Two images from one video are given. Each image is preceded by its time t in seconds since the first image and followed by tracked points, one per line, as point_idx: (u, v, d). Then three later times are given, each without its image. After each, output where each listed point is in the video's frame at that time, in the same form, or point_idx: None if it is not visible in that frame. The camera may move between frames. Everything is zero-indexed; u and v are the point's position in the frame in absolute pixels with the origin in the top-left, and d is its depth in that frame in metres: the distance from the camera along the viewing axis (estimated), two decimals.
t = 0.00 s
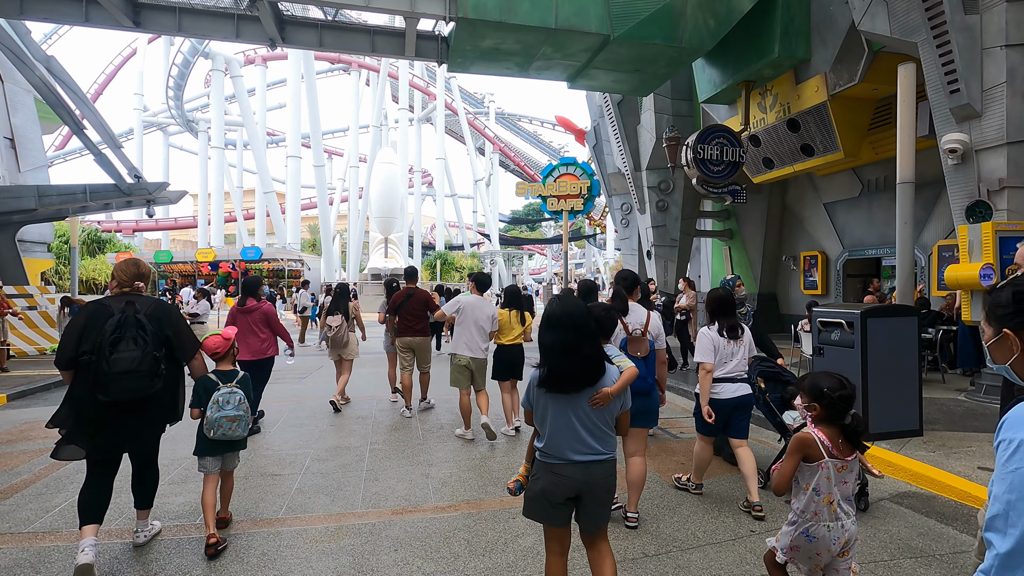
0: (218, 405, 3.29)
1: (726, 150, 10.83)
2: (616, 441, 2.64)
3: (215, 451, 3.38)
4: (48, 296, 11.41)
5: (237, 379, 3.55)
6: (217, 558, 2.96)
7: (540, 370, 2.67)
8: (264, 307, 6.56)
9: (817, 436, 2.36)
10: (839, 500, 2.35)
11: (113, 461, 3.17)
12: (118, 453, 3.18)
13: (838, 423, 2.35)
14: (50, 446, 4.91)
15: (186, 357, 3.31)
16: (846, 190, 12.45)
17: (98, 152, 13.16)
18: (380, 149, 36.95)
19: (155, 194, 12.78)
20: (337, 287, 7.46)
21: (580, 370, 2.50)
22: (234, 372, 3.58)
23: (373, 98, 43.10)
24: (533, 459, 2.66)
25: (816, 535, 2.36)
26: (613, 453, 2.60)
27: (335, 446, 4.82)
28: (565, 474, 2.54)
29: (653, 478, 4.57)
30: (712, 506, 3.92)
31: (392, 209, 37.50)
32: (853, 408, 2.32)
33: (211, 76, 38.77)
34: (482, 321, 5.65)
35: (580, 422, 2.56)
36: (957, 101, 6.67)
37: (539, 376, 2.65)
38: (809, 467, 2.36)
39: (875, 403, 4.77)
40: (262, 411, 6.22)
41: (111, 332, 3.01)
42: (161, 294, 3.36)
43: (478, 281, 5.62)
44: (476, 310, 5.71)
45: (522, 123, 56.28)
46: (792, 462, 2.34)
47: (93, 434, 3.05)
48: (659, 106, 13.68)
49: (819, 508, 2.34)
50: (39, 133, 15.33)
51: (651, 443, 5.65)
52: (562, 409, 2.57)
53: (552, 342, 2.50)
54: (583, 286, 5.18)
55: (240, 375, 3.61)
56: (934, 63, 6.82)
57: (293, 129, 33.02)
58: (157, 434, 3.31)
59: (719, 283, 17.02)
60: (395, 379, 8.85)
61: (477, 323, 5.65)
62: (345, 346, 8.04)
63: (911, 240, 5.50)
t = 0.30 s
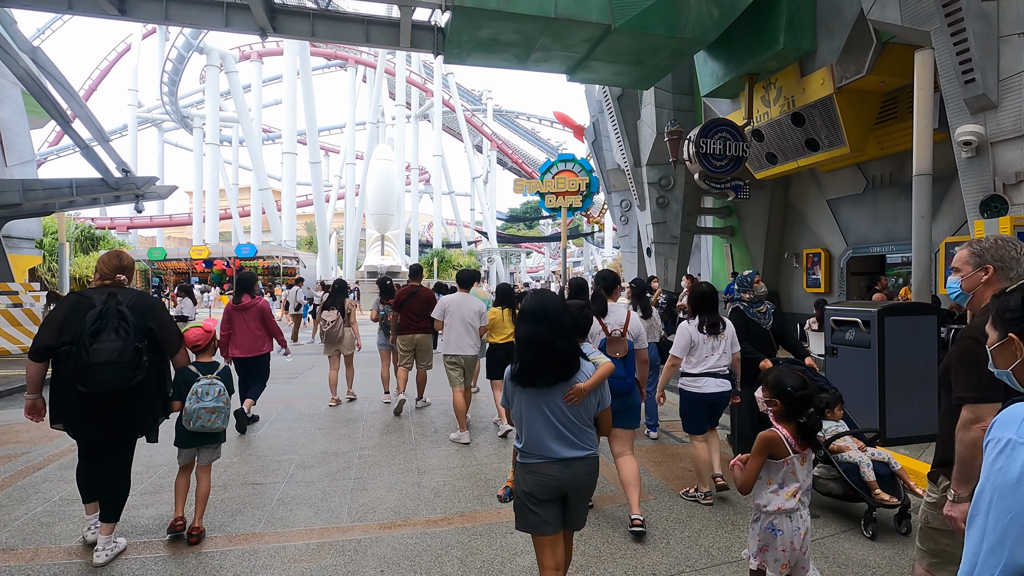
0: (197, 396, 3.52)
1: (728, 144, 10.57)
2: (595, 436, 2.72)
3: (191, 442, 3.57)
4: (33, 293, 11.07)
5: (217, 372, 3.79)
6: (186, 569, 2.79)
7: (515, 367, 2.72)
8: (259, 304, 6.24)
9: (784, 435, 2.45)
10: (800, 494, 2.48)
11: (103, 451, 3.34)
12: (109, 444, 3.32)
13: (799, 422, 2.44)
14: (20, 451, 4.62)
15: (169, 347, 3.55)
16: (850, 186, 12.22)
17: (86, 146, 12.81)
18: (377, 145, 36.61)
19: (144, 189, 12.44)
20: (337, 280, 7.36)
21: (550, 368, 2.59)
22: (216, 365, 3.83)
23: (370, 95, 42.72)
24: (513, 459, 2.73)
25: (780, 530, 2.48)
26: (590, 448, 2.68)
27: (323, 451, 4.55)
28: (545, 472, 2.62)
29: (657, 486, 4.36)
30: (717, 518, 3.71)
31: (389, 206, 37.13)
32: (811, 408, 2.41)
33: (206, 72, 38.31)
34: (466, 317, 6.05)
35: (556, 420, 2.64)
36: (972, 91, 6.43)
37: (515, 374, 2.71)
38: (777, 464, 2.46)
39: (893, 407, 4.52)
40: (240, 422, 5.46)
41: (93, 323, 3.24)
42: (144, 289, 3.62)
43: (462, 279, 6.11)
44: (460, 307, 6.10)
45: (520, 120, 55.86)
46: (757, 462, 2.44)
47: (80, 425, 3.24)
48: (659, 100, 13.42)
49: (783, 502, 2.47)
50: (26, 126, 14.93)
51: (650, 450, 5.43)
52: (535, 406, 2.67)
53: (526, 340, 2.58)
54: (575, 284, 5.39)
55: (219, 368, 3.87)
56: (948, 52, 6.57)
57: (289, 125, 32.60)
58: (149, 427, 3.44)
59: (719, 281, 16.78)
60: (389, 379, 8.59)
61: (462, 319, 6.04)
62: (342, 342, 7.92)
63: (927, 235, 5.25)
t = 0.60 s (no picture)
0: (184, 405, 3.23)
1: (736, 140, 10.30)
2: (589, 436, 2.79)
3: (182, 451, 3.30)
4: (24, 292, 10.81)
5: (204, 378, 3.56)
6: None
7: (509, 370, 2.77)
8: (262, 304, 6.10)
9: (741, 438, 2.67)
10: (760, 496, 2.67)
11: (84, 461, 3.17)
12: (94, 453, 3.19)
13: (755, 424, 2.69)
14: None
15: (149, 352, 3.33)
16: (860, 184, 11.94)
17: (78, 143, 12.56)
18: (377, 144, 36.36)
19: (138, 186, 12.16)
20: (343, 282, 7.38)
21: (546, 370, 2.64)
22: (203, 372, 3.58)
23: (370, 93, 42.41)
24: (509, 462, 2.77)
25: (746, 531, 2.65)
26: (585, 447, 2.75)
27: (314, 461, 4.27)
28: (542, 474, 2.66)
29: (669, 504, 4.08)
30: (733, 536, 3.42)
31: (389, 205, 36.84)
32: (765, 409, 2.67)
33: (205, 70, 38.02)
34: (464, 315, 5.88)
35: (552, 421, 2.68)
36: (996, 83, 6.14)
37: (510, 377, 2.76)
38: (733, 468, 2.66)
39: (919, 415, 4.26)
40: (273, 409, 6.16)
41: (67, 331, 3.04)
42: (122, 292, 3.40)
43: (461, 276, 5.96)
44: (459, 307, 5.93)
45: (521, 119, 55.56)
46: (716, 462, 2.63)
47: (60, 434, 3.10)
48: (664, 96, 13.16)
49: (744, 504, 2.66)
50: (19, 123, 14.58)
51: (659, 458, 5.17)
52: (531, 408, 2.71)
53: (523, 343, 2.62)
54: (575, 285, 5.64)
55: (206, 373, 3.63)
56: (971, 42, 6.28)
57: (288, 124, 32.29)
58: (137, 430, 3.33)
59: (724, 280, 16.52)
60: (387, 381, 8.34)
61: (459, 318, 5.87)
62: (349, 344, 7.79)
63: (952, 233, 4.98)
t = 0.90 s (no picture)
0: (185, 403, 3.24)
1: (752, 135, 9.97)
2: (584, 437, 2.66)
3: (185, 449, 3.32)
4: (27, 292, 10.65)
5: (212, 377, 3.44)
6: None
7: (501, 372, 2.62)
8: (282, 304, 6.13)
9: (705, 429, 2.59)
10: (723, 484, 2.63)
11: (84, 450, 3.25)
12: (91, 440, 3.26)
13: (716, 415, 2.60)
14: None
15: (143, 345, 3.37)
16: (879, 180, 11.57)
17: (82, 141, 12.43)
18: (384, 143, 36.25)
19: (142, 184, 11.99)
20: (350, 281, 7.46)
21: (539, 371, 2.49)
22: (212, 369, 3.46)
23: (378, 92, 42.24)
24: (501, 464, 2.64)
25: (703, 521, 2.61)
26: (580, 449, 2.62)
27: (314, 470, 4.03)
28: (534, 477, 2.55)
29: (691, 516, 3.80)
30: (763, 554, 3.12)
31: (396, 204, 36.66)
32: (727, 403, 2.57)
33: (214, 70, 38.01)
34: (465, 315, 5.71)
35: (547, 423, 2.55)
36: None
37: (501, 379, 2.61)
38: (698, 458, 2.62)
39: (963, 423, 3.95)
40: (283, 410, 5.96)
41: (57, 324, 3.11)
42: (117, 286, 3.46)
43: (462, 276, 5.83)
44: (464, 307, 5.74)
45: (530, 118, 55.18)
46: (677, 454, 2.59)
47: (55, 423, 3.16)
48: (676, 91, 12.83)
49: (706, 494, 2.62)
50: (25, 122, 14.46)
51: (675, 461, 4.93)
52: (525, 411, 2.57)
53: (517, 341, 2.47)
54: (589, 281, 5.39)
55: (216, 372, 3.49)
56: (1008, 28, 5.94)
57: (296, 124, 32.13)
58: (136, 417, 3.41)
59: (737, 279, 16.17)
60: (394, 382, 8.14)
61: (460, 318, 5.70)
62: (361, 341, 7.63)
63: (992, 230, 4.67)
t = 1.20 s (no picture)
0: (222, 398, 3.31)
1: (788, 130, 9.52)
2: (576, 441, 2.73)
3: (223, 443, 3.37)
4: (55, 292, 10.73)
5: (246, 373, 3.50)
6: None
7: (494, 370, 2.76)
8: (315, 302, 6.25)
9: (689, 433, 2.61)
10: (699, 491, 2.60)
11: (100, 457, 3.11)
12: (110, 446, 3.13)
13: (695, 420, 2.62)
14: None
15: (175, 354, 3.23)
16: (923, 177, 10.99)
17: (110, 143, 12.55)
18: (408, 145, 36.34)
19: (168, 185, 12.02)
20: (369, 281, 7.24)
21: (526, 372, 2.59)
22: (244, 365, 3.53)
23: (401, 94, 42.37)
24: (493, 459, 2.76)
25: (674, 526, 2.58)
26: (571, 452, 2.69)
27: (329, 480, 3.82)
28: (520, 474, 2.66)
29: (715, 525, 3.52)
30: None
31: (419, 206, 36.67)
32: (704, 405, 2.55)
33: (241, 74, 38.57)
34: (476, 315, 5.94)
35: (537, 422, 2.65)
36: None
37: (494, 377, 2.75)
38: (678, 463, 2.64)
39: None
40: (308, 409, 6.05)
41: (93, 328, 2.98)
42: (153, 290, 3.31)
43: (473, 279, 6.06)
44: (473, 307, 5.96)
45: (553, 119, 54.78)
46: (655, 454, 2.66)
47: (78, 426, 3.04)
48: (706, 87, 12.42)
49: (678, 499, 2.61)
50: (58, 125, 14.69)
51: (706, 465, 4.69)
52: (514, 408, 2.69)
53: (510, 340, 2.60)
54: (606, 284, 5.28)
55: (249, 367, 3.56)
56: None
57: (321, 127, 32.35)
58: (159, 422, 3.31)
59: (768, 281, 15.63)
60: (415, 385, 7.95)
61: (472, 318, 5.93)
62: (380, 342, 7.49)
63: None
